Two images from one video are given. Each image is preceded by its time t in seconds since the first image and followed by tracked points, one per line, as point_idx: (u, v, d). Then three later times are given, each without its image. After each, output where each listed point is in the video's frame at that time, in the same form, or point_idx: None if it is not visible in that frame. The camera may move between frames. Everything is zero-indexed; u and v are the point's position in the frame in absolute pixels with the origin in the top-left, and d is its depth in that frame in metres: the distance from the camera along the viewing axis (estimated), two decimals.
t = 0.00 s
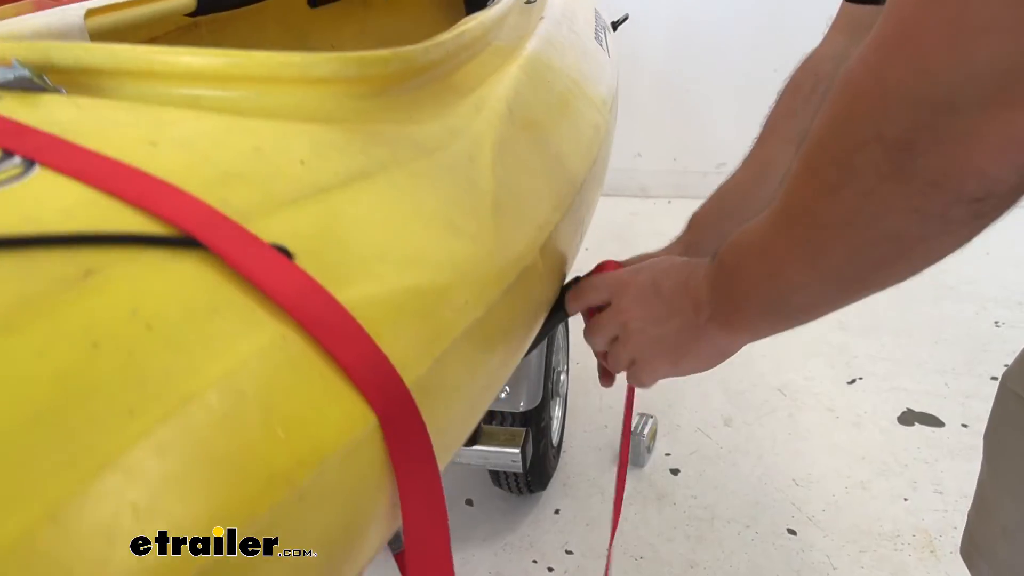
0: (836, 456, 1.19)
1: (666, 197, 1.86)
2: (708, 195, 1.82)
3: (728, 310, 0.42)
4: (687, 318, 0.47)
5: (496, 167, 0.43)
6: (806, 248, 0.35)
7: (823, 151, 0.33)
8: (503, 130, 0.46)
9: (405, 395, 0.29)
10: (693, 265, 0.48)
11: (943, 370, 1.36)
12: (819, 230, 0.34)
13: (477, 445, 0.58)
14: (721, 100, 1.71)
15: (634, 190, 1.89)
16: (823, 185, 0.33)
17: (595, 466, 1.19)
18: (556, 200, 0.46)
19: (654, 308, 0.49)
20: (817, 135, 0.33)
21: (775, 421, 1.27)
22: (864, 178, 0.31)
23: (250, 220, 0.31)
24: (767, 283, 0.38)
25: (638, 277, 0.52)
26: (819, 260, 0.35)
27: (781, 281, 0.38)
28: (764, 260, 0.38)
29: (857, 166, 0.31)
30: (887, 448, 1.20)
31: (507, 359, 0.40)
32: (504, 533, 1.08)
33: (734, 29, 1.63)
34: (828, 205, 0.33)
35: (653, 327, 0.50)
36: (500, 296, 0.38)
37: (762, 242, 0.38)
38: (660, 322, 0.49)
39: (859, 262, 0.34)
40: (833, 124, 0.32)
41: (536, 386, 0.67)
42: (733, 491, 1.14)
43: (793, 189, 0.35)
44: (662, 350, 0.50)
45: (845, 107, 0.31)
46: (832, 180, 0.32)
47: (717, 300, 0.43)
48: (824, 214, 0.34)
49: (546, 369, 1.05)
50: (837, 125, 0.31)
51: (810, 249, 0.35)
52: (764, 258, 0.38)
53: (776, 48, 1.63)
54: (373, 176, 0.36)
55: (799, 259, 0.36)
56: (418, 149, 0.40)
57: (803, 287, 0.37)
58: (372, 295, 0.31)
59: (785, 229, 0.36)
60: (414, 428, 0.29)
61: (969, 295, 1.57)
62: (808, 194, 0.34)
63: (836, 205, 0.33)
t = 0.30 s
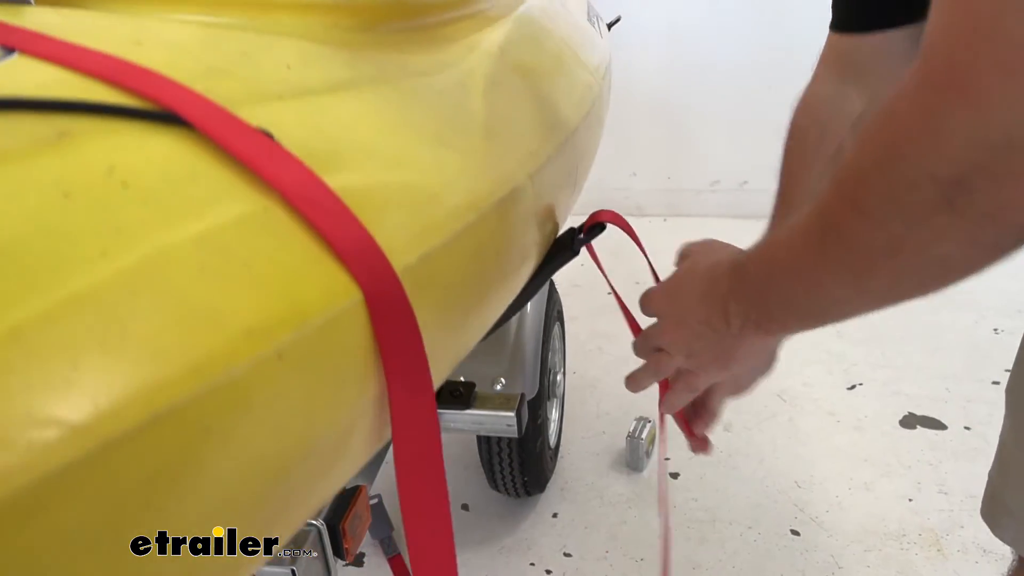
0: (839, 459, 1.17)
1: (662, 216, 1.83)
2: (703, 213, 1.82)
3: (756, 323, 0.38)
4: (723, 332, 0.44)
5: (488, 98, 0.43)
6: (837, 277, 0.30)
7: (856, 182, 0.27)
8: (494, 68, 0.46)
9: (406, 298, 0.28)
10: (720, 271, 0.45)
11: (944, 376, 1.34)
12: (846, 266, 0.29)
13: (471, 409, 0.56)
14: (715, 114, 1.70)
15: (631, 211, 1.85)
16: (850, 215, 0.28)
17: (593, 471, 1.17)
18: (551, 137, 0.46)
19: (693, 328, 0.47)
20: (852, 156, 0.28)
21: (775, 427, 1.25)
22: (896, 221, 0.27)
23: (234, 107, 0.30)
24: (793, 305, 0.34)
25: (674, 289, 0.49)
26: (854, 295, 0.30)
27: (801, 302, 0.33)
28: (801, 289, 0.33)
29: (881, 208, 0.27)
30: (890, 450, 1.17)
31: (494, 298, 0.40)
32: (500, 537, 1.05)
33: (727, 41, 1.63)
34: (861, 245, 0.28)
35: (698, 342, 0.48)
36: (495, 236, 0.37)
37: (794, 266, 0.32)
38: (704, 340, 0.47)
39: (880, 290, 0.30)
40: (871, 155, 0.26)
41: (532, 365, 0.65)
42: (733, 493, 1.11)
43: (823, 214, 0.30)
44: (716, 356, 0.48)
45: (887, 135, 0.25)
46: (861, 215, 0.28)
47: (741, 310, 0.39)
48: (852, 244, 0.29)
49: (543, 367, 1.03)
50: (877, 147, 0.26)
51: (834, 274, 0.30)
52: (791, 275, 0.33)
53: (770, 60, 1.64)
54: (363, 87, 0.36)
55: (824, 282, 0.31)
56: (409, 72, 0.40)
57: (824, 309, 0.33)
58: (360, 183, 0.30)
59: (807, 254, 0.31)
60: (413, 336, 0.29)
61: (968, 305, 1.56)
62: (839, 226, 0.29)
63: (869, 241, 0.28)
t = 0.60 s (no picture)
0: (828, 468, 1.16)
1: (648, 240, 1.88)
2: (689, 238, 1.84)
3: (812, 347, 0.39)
4: (772, 347, 0.44)
5: (478, 49, 0.43)
6: (917, 333, 0.31)
7: (938, 253, 0.29)
8: (484, 26, 0.46)
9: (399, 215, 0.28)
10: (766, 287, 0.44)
11: (931, 391, 1.34)
12: (920, 324, 0.31)
13: (460, 382, 0.56)
14: (700, 134, 1.73)
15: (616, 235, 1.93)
16: (943, 284, 0.29)
17: (581, 482, 1.15)
18: (540, 99, 0.46)
19: (737, 339, 0.47)
20: (950, 219, 0.29)
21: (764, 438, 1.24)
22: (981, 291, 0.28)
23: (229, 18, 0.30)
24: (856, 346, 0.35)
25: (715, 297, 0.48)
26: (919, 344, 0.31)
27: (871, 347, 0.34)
28: (878, 343, 0.33)
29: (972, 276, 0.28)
30: (879, 461, 1.17)
31: (476, 253, 0.40)
32: (485, 547, 1.03)
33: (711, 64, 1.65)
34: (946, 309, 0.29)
35: (738, 354, 0.48)
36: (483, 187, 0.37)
37: (870, 312, 0.33)
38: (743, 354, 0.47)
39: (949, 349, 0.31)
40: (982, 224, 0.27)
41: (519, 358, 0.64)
42: (723, 502, 1.10)
43: (916, 274, 0.30)
44: (753, 376, 0.48)
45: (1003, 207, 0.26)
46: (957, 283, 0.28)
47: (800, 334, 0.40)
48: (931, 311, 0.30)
49: (530, 374, 1.02)
50: (988, 208, 0.27)
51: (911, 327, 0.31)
52: (850, 322, 0.34)
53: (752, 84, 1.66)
54: (356, 20, 0.36)
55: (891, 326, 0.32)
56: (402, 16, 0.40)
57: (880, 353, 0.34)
58: (354, 93, 0.30)
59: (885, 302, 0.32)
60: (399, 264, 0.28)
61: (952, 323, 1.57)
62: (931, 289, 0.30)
63: (958, 309, 0.29)
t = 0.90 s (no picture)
0: (811, 466, 1.15)
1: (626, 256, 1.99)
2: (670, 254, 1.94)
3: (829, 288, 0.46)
4: (768, 294, 0.51)
5: None
6: (915, 279, 0.39)
7: (966, 194, 0.35)
8: None
9: (388, 115, 0.31)
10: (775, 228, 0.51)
11: (910, 392, 1.35)
12: (917, 278, 0.39)
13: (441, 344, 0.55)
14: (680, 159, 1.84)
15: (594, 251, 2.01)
16: (935, 240, 0.37)
17: (563, 483, 1.13)
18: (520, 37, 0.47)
19: (732, 284, 0.53)
20: (979, 157, 0.34)
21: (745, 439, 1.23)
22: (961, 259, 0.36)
23: None
24: (858, 285, 0.43)
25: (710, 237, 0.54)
26: (918, 292, 0.40)
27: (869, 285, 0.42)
28: (882, 284, 0.42)
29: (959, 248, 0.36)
30: (860, 459, 1.17)
31: (463, 174, 0.41)
32: (464, 547, 1.01)
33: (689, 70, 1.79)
34: (943, 263, 0.37)
35: (730, 297, 0.55)
36: (464, 101, 0.38)
37: (877, 258, 0.41)
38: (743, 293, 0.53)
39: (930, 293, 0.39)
40: (969, 197, 0.35)
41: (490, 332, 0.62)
42: (705, 500, 1.09)
43: (914, 230, 0.39)
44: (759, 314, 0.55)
45: (986, 181, 0.34)
46: (946, 238, 0.36)
47: (803, 269, 0.48)
48: (925, 265, 0.38)
49: (511, 369, 1.00)
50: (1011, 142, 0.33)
51: (905, 267, 0.40)
52: (870, 258, 0.41)
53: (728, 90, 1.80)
54: None
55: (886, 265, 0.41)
56: None
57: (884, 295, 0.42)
58: None
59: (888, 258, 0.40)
60: (390, 133, 0.31)
61: (929, 330, 1.58)
62: (934, 243, 0.37)
63: (947, 259, 0.37)
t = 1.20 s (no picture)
0: (799, 476, 1.15)
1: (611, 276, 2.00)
2: (655, 273, 1.97)
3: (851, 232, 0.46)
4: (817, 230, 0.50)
5: None
6: (947, 224, 0.41)
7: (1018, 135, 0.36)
8: None
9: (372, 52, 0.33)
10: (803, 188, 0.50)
11: (895, 404, 1.35)
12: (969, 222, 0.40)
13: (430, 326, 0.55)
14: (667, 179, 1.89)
15: (580, 270, 2.01)
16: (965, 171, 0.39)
17: (550, 494, 1.12)
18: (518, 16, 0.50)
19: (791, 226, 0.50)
20: None
21: (732, 450, 1.23)
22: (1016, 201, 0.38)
23: None
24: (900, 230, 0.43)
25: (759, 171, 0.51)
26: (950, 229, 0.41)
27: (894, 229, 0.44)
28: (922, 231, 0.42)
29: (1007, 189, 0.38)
30: (846, 468, 1.16)
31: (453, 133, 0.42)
32: (451, 556, 0.99)
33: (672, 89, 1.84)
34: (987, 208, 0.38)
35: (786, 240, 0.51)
36: (458, 60, 0.41)
37: (927, 197, 0.41)
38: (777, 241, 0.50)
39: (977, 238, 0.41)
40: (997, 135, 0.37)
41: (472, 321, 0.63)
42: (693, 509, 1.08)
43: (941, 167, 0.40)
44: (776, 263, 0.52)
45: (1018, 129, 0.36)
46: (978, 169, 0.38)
47: (852, 206, 0.46)
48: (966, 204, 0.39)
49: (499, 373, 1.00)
50: None
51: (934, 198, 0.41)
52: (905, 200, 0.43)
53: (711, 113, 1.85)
54: None
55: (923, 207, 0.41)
56: None
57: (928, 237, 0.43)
58: None
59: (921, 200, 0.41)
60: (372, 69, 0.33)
61: (910, 345, 1.60)
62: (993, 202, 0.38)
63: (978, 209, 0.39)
